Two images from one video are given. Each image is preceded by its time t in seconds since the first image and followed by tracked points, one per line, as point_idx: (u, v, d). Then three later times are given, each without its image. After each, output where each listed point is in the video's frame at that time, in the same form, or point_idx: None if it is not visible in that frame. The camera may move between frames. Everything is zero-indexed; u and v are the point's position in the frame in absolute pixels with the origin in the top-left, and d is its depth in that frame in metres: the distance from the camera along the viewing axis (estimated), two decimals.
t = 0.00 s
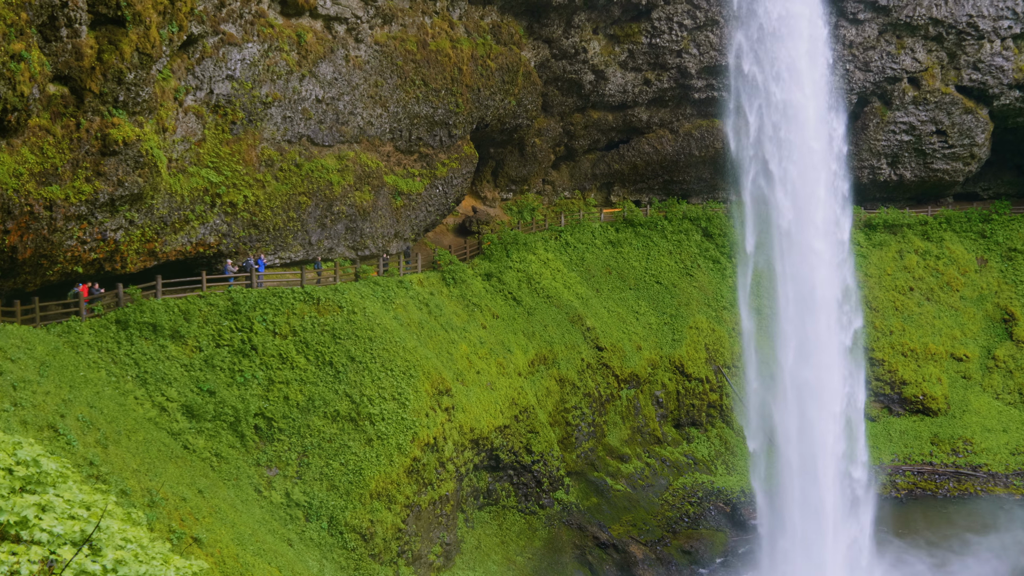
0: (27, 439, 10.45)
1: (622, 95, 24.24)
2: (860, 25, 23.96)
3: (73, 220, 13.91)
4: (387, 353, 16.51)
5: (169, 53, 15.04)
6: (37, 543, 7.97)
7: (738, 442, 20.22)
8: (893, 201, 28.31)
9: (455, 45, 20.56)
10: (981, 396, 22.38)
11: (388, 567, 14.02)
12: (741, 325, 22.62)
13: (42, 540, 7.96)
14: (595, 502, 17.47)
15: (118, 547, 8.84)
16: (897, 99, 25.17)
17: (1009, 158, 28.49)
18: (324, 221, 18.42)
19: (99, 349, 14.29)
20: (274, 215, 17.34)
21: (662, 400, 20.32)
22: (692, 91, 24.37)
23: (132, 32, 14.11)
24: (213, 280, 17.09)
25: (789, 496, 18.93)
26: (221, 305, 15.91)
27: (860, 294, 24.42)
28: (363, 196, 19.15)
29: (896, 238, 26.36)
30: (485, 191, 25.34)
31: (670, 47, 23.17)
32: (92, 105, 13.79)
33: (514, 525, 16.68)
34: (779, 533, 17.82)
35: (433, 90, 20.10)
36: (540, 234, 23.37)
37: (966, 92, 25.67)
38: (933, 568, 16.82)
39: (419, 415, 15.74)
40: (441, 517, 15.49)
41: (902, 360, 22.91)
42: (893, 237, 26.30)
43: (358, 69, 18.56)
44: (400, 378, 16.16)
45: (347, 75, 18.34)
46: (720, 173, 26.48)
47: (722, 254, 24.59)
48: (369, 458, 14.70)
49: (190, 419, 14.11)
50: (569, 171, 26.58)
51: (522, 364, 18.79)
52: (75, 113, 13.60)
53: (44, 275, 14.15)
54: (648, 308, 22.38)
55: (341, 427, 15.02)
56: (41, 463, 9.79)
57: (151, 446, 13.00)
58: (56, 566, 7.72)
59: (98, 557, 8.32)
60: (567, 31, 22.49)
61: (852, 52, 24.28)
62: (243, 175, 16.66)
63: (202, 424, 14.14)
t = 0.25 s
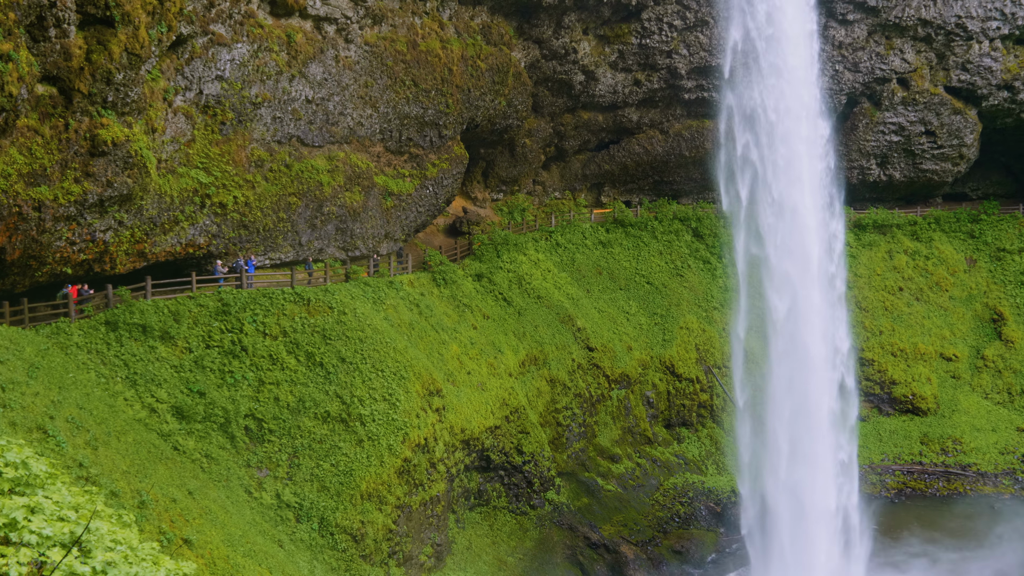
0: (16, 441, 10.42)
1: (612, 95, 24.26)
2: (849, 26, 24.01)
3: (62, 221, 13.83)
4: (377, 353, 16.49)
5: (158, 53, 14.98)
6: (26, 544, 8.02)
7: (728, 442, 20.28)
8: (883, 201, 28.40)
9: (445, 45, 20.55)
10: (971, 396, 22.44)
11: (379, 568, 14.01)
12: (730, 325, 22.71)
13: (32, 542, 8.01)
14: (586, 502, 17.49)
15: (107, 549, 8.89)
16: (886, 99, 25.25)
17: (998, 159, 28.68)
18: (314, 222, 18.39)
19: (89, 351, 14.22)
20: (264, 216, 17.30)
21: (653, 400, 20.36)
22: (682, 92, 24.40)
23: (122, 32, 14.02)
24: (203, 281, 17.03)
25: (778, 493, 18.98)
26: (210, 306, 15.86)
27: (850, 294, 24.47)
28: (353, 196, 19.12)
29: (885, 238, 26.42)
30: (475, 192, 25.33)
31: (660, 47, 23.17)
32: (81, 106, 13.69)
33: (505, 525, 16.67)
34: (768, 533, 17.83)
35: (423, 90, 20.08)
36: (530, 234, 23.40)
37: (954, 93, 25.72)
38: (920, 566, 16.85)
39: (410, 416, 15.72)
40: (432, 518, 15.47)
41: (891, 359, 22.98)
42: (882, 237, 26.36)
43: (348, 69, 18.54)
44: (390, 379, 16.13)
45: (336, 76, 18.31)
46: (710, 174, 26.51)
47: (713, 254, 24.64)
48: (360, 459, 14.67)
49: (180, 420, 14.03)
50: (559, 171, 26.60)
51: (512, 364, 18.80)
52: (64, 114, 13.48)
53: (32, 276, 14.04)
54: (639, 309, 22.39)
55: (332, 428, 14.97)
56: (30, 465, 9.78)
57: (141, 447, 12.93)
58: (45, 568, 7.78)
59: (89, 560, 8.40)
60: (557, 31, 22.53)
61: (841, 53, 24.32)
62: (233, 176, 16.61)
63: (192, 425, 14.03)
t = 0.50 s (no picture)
0: (8, 443, 10.37)
1: (606, 96, 24.29)
2: (842, 26, 24.01)
3: (54, 222, 13.76)
4: (371, 354, 16.48)
5: (151, 55, 14.95)
6: (19, 547, 8.03)
7: (722, 443, 20.26)
8: (875, 201, 28.50)
9: (438, 46, 20.55)
10: (964, 396, 22.48)
11: (373, 570, 13.99)
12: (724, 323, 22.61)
13: (24, 544, 8.02)
14: (580, 503, 17.49)
15: (100, 552, 8.92)
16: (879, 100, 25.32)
17: (990, 159, 28.79)
18: (308, 223, 18.35)
19: (81, 352, 14.16)
20: (257, 217, 17.27)
21: (646, 401, 20.37)
22: (676, 92, 24.46)
23: (115, 34, 13.97)
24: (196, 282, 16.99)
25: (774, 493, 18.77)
26: (204, 307, 15.85)
27: (844, 294, 24.44)
28: (347, 197, 19.10)
29: (878, 239, 26.46)
30: (469, 193, 25.32)
31: (653, 48, 23.21)
32: (74, 107, 13.64)
33: (498, 526, 16.65)
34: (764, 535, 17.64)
35: (417, 91, 20.08)
36: (524, 235, 23.40)
37: (947, 93, 25.83)
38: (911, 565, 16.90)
39: (404, 417, 15.71)
40: (426, 519, 15.46)
41: (885, 359, 23.00)
42: (875, 238, 26.40)
43: (342, 71, 18.53)
44: (384, 380, 16.11)
45: (330, 77, 18.30)
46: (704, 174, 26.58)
47: (706, 255, 24.67)
48: (354, 460, 14.64)
49: (174, 422, 13.98)
50: (553, 173, 26.62)
51: (506, 365, 18.79)
52: (57, 115, 13.43)
53: (25, 277, 13.94)
54: (633, 310, 22.40)
55: (325, 429, 14.93)
56: (22, 466, 9.75)
57: (134, 449, 12.89)
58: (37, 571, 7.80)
59: (82, 562, 8.47)
60: (551, 33, 22.53)
61: (834, 54, 24.36)
62: (226, 177, 16.59)
63: (186, 427, 13.98)
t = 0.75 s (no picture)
0: None
1: (597, 98, 24.29)
2: (833, 29, 24.14)
3: (44, 223, 13.67)
4: (363, 356, 16.44)
5: (141, 55, 14.89)
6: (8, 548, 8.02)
7: (713, 444, 20.37)
8: (865, 203, 28.64)
9: (429, 47, 20.54)
10: (953, 396, 22.58)
11: (364, 572, 13.96)
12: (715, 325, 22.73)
13: (14, 546, 8.01)
14: (571, 504, 17.50)
15: (89, 554, 8.96)
16: (869, 102, 25.47)
17: (980, 161, 28.90)
18: (299, 224, 18.30)
19: (71, 354, 14.12)
20: (248, 218, 17.22)
21: (638, 402, 20.40)
22: (667, 94, 24.52)
23: (104, 34, 13.91)
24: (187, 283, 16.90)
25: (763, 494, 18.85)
26: (194, 308, 15.80)
27: (834, 296, 24.47)
28: (338, 198, 19.05)
29: (868, 240, 26.54)
30: (460, 194, 25.29)
31: (644, 50, 23.23)
32: (63, 107, 13.58)
33: (490, 528, 16.63)
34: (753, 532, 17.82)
35: (408, 92, 20.06)
36: (515, 237, 23.41)
37: (936, 96, 25.93)
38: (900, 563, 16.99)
39: (395, 418, 15.69)
40: (418, 521, 15.44)
41: (875, 360, 23.08)
42: (865, 239, 26.48)
43: (333, 71, 18.49)
44: (376, 382, 16.09)
45: (321, 78, 18.26)
46: (695, 176, 26.68)
47: (697, 256, 24.73)
48: (345, 462, 14.60)
49: (164, 423, 13.94)
50: (544, 174, 26.62)
51: (497, 367, 18.79)
52: (46, 116, 13.37)
53: (14, 279, 13.80)
54: (624, 311, 22.42)
55: (316, 431, 14.88)
56: (10, 468, 9.71)
57: (124, 451, 12.82)
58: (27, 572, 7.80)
59: (71, 565, 8.46)
60: (542, 34, 22.55)
61: (824, 56, 24.50)
62: (217, 178, 16.54)
63: (176, 429, 13.94)
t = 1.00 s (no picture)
0: None
1: (586, 98, 24.30)
2: (821, 30, 24.21)
3: (31, 223, 13.60)
4: (351, 356, 16.41)
5: (128, 56, 14.82)
6: None
7: (702, 445, 20.31)
8: (853, 203, 28.73)
9: (418, 48, 20.52)
10: (941, 396, 22.65)
11: (353, 573, 13.92)
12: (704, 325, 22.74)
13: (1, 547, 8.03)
14: (561, 505, 17.51)
15: (77, 556, 9.13)
16: (856, 103, 25.56)
17: (968, 162, 29.05)
18: (287, 225, 18.27)
19: (58, 355, 14.05)
20: (236, 218, 17.18)
21: (627, 403, 20.41)
22: (655, 95, 24.46)
23: (92, 34, 13.83)
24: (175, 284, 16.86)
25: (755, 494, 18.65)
26: (182, 309, 15.75)
27: (822, 296, 24.53)
28: (327, 199, 19.02)
29: (857, 241, 26.62)
30: (449, 195, 25.27)
31: (633, 51, 23.25)
32: (50, 107, 13.46)
33: (479, 528, 16.61)
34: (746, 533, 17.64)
35: (396, 93, 20.05)
36: (504, 237, 23.42)
37: (924, 97, 26.09)
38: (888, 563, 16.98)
39: (384, 419, 15.66)
40: (406, 522, 15.42)
41: (863, 360, 23.14)
42: (853, 240, 26.55)
43: (321, 72, 18.46)
44: (364, 383, 16.05)
45: (310, 78, 18.23)
46: (684, 176, 26.74)
47: (686, 256, 24.78)
48: (334, 463, 14.55)
49: (152, 425, 13.87)
50: (533, 175, 26.64)
51: (486, 367, 18.78)
52: (33, 116, 13.26)
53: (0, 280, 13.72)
54: (613, 312, 22.44)
55: (305, 432, 14.84)
56: None
57: (111, 452, 12.78)
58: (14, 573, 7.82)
59: (58, 566, 8.65)
60: (531, 35, 22.55)
61: (812, 57, 24.54)
62: (205, 178, 16.49)
63: (164, 430, 13.88)
